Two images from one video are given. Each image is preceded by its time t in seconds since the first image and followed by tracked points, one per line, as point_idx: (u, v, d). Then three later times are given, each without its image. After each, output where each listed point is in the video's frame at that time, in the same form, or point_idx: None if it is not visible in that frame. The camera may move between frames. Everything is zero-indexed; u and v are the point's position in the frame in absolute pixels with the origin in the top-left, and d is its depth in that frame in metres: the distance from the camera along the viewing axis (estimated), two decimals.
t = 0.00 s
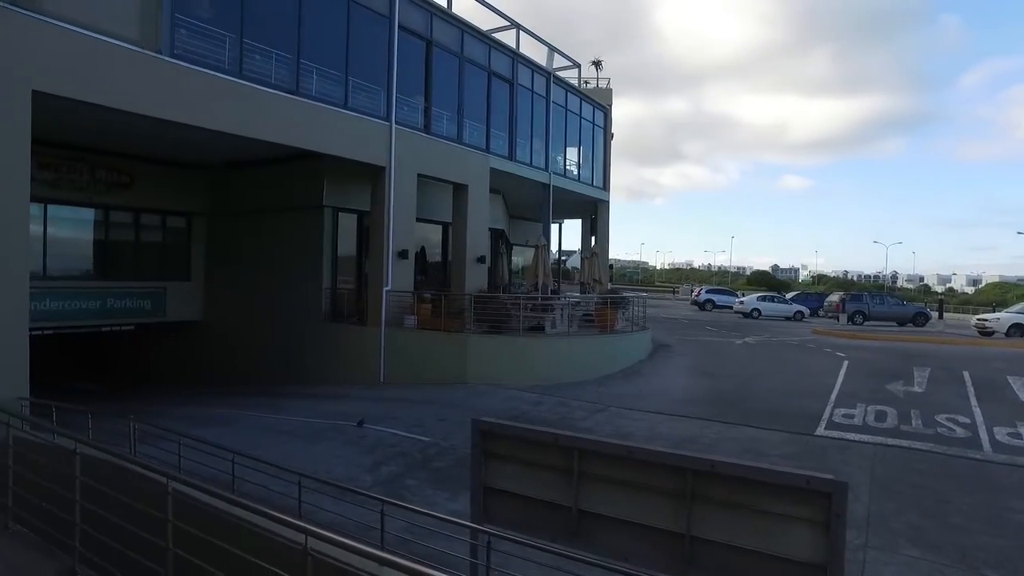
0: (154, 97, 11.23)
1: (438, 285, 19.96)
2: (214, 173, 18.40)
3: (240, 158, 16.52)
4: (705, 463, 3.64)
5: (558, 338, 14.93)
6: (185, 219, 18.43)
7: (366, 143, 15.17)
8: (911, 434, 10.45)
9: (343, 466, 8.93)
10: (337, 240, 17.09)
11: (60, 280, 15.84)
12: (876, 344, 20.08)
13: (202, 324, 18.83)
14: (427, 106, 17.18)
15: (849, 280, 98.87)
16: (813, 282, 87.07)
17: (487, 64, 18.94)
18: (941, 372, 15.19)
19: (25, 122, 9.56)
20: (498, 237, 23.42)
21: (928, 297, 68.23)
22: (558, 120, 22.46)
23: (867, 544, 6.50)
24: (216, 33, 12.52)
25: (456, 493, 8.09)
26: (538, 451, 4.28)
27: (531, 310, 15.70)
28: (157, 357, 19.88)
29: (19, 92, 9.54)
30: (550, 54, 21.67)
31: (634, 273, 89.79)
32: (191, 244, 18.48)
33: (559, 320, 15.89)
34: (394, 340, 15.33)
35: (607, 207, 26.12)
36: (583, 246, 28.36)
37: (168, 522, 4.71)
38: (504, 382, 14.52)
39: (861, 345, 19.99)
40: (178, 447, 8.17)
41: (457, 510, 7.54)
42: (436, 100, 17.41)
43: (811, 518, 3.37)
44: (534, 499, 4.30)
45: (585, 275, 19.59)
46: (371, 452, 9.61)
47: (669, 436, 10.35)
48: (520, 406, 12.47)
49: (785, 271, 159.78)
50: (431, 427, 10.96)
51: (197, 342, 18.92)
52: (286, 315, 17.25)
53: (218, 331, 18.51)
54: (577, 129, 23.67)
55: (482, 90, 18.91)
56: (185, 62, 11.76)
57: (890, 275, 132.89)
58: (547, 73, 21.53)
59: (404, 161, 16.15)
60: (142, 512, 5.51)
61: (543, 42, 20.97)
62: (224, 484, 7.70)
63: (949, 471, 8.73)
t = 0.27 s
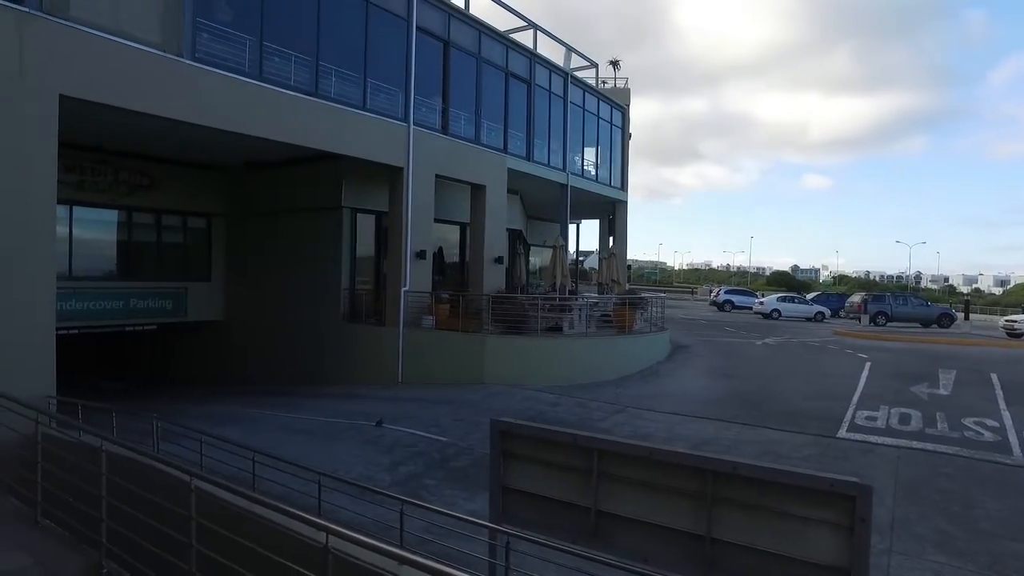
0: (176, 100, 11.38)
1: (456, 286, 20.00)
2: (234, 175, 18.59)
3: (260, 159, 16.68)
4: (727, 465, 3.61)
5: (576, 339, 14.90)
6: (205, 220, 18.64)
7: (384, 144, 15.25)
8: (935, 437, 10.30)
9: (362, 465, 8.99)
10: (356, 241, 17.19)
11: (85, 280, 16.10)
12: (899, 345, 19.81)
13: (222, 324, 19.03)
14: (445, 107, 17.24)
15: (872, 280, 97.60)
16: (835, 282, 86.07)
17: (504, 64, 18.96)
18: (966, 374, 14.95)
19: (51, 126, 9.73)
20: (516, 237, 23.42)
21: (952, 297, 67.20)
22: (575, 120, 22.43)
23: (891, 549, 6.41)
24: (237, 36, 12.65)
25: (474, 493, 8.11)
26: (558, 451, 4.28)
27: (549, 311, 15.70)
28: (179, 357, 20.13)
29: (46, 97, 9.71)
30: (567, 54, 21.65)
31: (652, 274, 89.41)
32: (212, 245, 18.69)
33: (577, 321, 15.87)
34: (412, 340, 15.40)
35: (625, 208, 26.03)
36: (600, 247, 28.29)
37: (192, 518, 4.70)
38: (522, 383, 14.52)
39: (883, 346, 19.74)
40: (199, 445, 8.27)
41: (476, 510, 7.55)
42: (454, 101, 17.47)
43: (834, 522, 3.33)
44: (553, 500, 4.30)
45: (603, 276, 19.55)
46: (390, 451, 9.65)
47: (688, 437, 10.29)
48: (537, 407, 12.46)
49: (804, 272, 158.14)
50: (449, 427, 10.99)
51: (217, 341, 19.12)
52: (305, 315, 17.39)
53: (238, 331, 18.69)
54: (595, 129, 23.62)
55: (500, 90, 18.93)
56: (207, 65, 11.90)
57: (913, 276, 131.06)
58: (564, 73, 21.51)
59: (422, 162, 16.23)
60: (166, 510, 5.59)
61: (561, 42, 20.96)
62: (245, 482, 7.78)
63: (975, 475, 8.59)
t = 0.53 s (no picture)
0: (199, 102, 11.53)
1: (475, 286, 20.03)
2: (255, 176, 18.79)
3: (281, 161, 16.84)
4: (749, 466, 3.58)
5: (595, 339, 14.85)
6: (226, 221, 18.84)
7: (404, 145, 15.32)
8: (962, 441, 10.12)
9: (382, 464, 9.04)
10: (375, 242, 17.29)
11: (110, 280, 16.37)
12: (925, 347, 19.50)
13: (243, 324, 19.22)
14: (463, 108, 17.28)
15: (896, 281, 96.18)
16: (857, 283, 84.94)
17: (523, 65, 18.96)
18: (994, 377, 14.68)
19: (78, 129, 9.91)
20: (534, 238, 23.40)
21: (978, 297, 66.03)
22: (594, 120, 22.37)
23: (917, 555, 6.31)
24: (259, 39, 12.78)
25: (493, 493, 8.11)
26: (577, 452, 4.27)
27: (568, 311, 15.67)
28: (201, 356, 20.38)
29: (73, 100, 9.89)
30: (586, 53, 21.61)
31: (671, 274, 88.86)
32: (233, 246, 18.89)
33: (596, 322, 15.82)
34: (430, 341, 15.45)
35: (644, 208, 25.90)
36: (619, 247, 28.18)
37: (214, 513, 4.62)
38: (540, 383, 14.51)
39: (908, 348, 19.43)
40: (222, 444, 8.36)
41: (495, 510, 7.55)
42: (472, 101, 17.50)
43: (859, 526, 3.28)
44: (572, 500, 4.29)
45: (622, 276, 19.48)
46: (409, 451, 9.70)
47: (708, 439, 10.22)
48: (556, 408, 12.44)
49: (826, 272, 156.26)
50: (467, 428, 11.01)
51: (239, 341, 19.33)
52: (325, 315, 17.51)
53: (259, 330, 18.87)
54: (614, 128, 23.55)
55: (518, 90, 18.94)
56: (229, 68, 12.04)
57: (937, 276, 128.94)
58: (583, 73, 21.46)
59: (441, 163, 16.28)
60: (191, 507, 5.68)
61: (579, 42, 20.93)
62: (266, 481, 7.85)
63: (1004, 480, 8.43)
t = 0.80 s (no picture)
0: (220, 105, 11.67)
1: (492, 286, 20.05)
2: (274, 178, 18.96)
3: (300, 162, 16.98)
4: (770, 468, 3.55)
5: (613, 340, 14.80)
6: (246, 223, 19.03)
7: (421, 146, 15.38)
8: (988, 445, 9.95)
9: (401, 464, 9.08)
10: (393, 242, 17.37)
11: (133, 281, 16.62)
12: (950, 349, 19.18)
13: (263, 324, 19.41)
14: (481, 109, 17.32)
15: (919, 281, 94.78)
16: (879, 283, 83.83)
17: (540, 65, 18.97)
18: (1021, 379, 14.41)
19: (103, 132, 10.06)
20: (552, 238, 23.39)
21: (1006, 297, 64.83)
22: (612, 120, 22.31)
23: (943, 560, 6.21)
24: (279, 42, 12.91)
25: (512, 493, 8.12)
26: (596, 452, 4.26)
27: (586, 312, 15.65)
28: (221, 356, 20.61)
29: (98, 103, 10.04)
30: (604, 53, 21.56)
31: (689, 275, 88.32)
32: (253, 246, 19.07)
33: (614, 322, 15.78)
34: (448, 341, 15.50)
35: (662, 208, 25.78)
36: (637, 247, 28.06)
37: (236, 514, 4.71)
38: (558, 384, 14.50)
39: (933, 350, 19.13)
40: (242, 442, 8.45)
41: (514, 511, 7.55)
42: (490, 102, 17.53)
43: (883, 530, 3.22)
44: (590, 501, 4.28)
45: (640, 276, 19.41)
46: (428, 451, 9.73)
47: (728, 440, 10.14)
48: (574, 408, 12.42)
49: (847, 273, 154.37)
50: (485, 428, 11.02)
51: (259, 341, 19.53)
52: (344, 315, 17.63)
53: (279, 331, 19.03)
54: (632, 128, 23.46)
55: (536, 90, 18.94)
56: (249, 71, 12.18)
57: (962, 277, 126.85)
58: (601, 72, 21.41)
59: (459, 164, 16.32)
60: (214, 504, 5.75)
61: (597, 42, 20.89)
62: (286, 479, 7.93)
63: None
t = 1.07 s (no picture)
0: (239, 108, 11.78)
1: (509, 287, 20.05)
2: (292, 179, 19.11)
3: (318, 163, 17.11)
4: (790, 471, 3.51)
5: (630, 341, 14.75)
6: (265, 223, 19.20)
7: (438, 147, 15.42)
8: (1014, 448, 9.77)
9: (418, 464, 9.11)
10: (410, 243, 17.43)
11: (154, 281, 16.84)
12: (974, 351, 18.87)
13: (281, 324, 19.56)
14: (498, 109, 17.34)
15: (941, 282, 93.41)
16: (900, 284, 82.74)
17: (557, 65, 18.95)
18: None
19: (126, 135, 10.20)
20: (569, 239, 23.34)
21: None
22: (629, 120, 22.23)
23: (969, 567, 6.10)
24: (297, 45, 13.02)
25: (529, 494, 8.11)
26: (613, 453, 4.24)
27: (603, 313, 15.61)
28: (240, 355, 20.80)
29: (121, 106, 10.19)
30: (620, 53, 21.49)
31: (707, 275, 87.73)
32: (271, 247, 19.24)
33: (631, 323, 15.71)
34: (464, 341, 15.52)
35: (680, 208, 25.63)
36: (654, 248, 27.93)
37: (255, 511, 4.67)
38: (574, 385, 14.46)
39: (956, 351, 18.83)
40: (261, 441, 8.53)
41: (531, 512, 7.54)
42: (507, 103, 17.55)
43: (906, 534, 3.17)
44: (608, 502, 4.26)
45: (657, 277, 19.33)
46: (445, 451, 9.76)
47: (747, 442, 10.06)
48: (591, 409, 12.39)
49: (868, 273, 152.53)
50: (502, 428, 11.03)
51: (277, 341, 19.68)
52: (361, 316, 17.73)
53: (297, 331, 19.18)
54: (649, 128, 23.36)
55: (552, 91, 18.92)
56: (268, 73, 12.30)
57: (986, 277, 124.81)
58: (618, 72, 21.34)
59: (475, 164, 16.34)
60: (234, 502, 5.81)
61: (614, 42, 20.83)
62: (304, 478, 7.98)
63: None
